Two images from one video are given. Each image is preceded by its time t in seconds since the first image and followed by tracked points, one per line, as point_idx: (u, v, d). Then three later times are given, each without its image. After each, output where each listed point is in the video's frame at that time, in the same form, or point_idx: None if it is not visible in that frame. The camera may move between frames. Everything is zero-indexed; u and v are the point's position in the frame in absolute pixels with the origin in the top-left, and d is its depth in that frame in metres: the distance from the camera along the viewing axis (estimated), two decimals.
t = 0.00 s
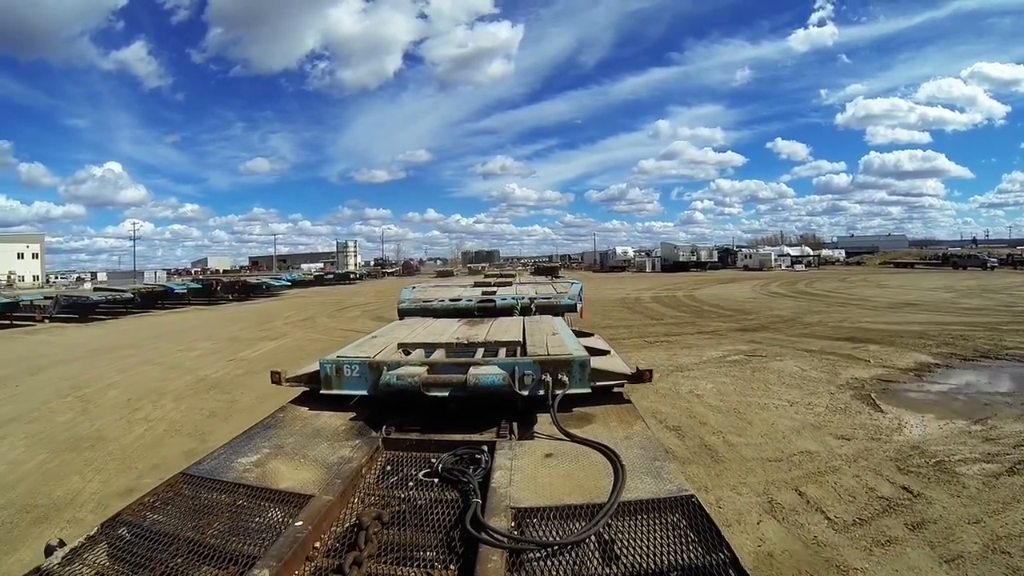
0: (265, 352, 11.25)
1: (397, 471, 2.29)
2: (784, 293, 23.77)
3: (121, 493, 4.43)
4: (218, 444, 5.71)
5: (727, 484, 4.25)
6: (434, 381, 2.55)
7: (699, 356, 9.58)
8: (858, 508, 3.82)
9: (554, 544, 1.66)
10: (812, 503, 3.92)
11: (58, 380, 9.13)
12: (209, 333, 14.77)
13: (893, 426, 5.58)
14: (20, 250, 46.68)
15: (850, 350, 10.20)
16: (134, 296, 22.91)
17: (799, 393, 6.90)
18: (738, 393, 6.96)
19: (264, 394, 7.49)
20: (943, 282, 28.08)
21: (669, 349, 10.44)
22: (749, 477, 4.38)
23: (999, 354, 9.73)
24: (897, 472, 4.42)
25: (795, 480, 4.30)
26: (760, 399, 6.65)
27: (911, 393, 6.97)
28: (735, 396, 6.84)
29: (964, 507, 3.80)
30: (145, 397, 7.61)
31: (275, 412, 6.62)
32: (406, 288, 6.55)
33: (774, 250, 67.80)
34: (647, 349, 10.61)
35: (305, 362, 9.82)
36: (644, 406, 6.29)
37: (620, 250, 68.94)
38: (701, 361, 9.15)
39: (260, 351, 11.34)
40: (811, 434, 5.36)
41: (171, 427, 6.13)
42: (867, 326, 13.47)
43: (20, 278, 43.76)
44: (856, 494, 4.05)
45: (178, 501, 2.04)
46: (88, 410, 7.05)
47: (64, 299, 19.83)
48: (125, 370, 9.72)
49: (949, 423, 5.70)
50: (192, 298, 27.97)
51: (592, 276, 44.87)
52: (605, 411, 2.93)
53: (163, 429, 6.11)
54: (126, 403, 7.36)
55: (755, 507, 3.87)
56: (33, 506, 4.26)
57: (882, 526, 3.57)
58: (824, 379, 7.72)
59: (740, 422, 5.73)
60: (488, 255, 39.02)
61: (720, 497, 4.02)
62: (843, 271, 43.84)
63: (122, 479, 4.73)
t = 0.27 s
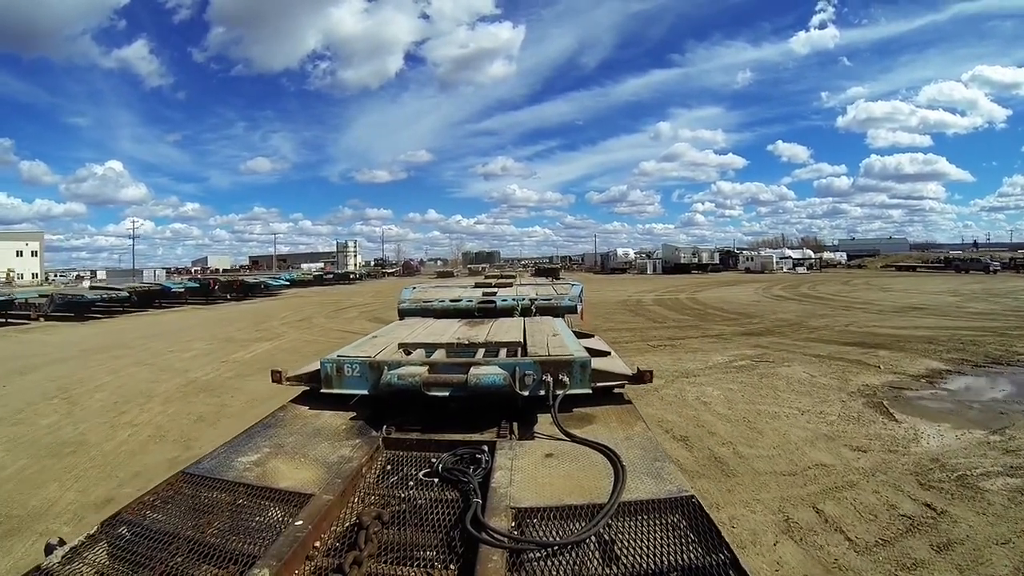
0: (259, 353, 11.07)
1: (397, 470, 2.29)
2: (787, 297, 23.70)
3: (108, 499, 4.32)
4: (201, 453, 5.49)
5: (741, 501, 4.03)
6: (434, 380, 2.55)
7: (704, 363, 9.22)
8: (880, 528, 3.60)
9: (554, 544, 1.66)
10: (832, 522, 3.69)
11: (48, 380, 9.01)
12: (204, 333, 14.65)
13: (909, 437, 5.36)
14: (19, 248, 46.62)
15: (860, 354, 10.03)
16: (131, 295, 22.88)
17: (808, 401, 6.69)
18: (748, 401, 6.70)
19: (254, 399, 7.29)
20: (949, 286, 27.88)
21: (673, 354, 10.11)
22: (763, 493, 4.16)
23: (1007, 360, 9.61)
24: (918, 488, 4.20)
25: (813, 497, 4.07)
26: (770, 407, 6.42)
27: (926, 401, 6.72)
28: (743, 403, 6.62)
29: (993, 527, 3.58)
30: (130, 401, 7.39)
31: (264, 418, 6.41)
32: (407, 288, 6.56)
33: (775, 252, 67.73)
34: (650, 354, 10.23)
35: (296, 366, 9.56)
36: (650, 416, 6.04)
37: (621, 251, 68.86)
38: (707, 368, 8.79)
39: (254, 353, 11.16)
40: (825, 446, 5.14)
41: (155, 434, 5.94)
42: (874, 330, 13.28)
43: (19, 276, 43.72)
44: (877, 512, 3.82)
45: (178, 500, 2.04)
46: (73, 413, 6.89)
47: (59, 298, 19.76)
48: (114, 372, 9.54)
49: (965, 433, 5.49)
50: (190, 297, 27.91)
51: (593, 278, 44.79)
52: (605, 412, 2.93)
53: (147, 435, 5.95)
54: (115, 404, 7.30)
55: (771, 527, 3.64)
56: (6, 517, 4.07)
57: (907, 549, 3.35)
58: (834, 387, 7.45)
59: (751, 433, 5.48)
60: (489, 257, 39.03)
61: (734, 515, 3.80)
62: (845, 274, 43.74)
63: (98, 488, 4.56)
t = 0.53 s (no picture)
0: (252, 354, 10.84)
1: (397, 470, 2.29)
2: (790, 298, 23.63)
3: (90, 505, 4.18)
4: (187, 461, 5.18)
5: (758, 522, 3.72)
6: (434, 380, 2.55)
7: (710, 368, 8.80)
8: (908, 551, 3.31)
9: (553, 543, 1.66)
10: (858, 546, 3.39)
11: (35, 380, 8.82)
12: (197, 333, 14.52)
13: (930, 448, 5.08)
14: (19, 245, 46.58)
15: (871, 358, 9.87)
16: (126, 294, 22.88)
17: (820, 408, 6.41)
18: (759, 409, 6.37)
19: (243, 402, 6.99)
20: (955, 289, 27.63)
21: (678, 357, 9.77)
22: (781, 512, 3.85)
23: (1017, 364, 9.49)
24: (944, 505, 3.93)
25: (834, 516, 3.77)
26: (781, 415, 6.13)
27: (942, 409, 6.46)
28: (753, 410, 6.32)
29: None
30: (114, 405, 7.05)
31: (254, 423, 6.12)
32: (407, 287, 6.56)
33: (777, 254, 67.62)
34: (655, 357, 9.83)
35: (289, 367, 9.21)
36: (656, 425, 5.71)
37: (622, 252, 68.78)
38: (714, 372, 8.41)
39: (247, 353, 10.94)
40: (844, 459, 4.82)
41: (137, 441, 5.62)
42: (883, 333, 13.09)
43: (19, 274, 43.70)
44: (904, 533, 3.52)
45: (178, 500, 2.04)
46: (55, 417, 6.58)
47: (53, 297, 19.83)
48: (101, 372, 9.31)
49: (988, 444, 5.21)
50: (187, 296, 27.88)
51: (594, 278, 44.70)
52: (605, 411, 2.93)
53: (130, 441, 5.63)
54: (102, 405, 7.09)
55: (792, 551, 3.34)
56: None
57: None
58: (847, 393, 7.12)
59: (765, 444, 5.17)
60: (489, 257, 39.02)
61: (752, 539, 3.48)
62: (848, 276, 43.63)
63: (72, 500, 4.25)
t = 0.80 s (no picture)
0: (247, 358, 10.67)
1: (397, 471, 2.29)
2: (793, 299, 23.57)
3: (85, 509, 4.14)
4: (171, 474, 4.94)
5: (774, 541, 3.42)
6: (434, 380, 2.55)
7: (717, 371, 8.57)
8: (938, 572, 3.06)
9: (553, 544, 1.66)
10: (884, 567, 3.12)
11: (25, 386, 8.67)
12: (191, 337, 14.39)
13: (950, 457, 4.83)
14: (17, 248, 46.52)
15: (881, 359, 9.75)
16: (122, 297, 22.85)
17: (832, 413, 6.18)
18: (769, 415, 6.10)
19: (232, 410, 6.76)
20: (959, 288, 27.53)
21: (684, 360, 9.61)
22: (800, 530, 3.56)
23: None
24: (972, 520, 3.65)
25: (855, 534, 3.50)
26: (792, 421, 5.89)
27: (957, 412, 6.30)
28: (763, 416, 6.08)
29: None
30: (98, 413, 6.80)
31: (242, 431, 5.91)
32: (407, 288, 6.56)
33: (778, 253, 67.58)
34: (659, 360, 9.61)
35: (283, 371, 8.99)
36: (662, 433, 5.43)
37: (623, 252, 68.73)
38: (720, 376, 8.15)
39: (241, 357, 10.77)
40: (860, 469, 4.55)
41: (120, 451, 5.39)
42: (890, 334, 12.97)
43: (17, 277, 43.66)
44: (932, 552, 3.26)
45: (177, 501, 2.04)
46: (38, 425, 6.38)
47: (48, 300, 19.85)
48: (90, 378, 9.14)
49: (1009, 452, 4.97)
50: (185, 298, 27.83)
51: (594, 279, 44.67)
52: (605, 412, 2.93)
53: (112, 452, 5.40)
54: (87, 412, 6.92)
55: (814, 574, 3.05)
56: None
57: None
58: (859, 398, 6.89)
59: (778, 454, 4.88)
60: (489, 258, 39.01)
61: (770, 560, 3.19)
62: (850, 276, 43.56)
63: (46, 516, 4.03)
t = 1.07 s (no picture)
0: (239, 361, 10.59)
1: (397, 470, 2.28)
2: (797, 298, 23.51)
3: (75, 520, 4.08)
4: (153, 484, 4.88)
5: (794, 563, 3.29)
6: (434, 379, 2.55)
7: (724, 375, 8.42)
8: None
9: (553, 543, 1.66)
10: None
11: (16, 390, 8.61)
12: (185, 339, 14.30)
13: (972, 467, 4.74)
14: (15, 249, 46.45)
15: (891, 360, 9.65)
16: (118, 298, 22.81)
17: (846, 419, 6.10)
18: (780, 421, 6.01)
19: (219, 417, 6.70)
20: (964, 286, 27.46)
21: (690, 362, 9.52)
22: (820, 551, 3.43)
23: None
24: (1001, 537, 3.54)
25: (879, 555, 3.38)
26: (806, 428, 5.80)
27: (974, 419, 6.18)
28: (776, 422, 5.99)
29: None
30: (82, 420, 6.76)
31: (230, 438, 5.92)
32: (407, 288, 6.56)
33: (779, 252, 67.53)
34: (664, 362, 9.53)
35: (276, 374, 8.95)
36: (670, 442, 5.33)
37: (624, 251, 68.69)
38: (727, 380, 8.08)
39: (233, 360, 10.69)
40: (880, 480, 4.45)
41: (101, 460, 5.35)
42: (896, 334, 12.91)
43: (16, 278, 43.64)
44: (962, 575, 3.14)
45: (178, 501, 2.04)
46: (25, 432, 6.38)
47: (43, 301, 19.83)
48: (81, 381, 9.06)
49: None
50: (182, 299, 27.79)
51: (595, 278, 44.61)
52: (605, 410, 2.93)
53: (93, 461, 5.36)
54: (75, 418, 6.91)
55: None
56: None
57: None
58: (872, 402, 6.82)
59: (793, 464, 4.78)
60: (489, 257, 39.02)
61: None
62: (853, 274, 43.51)
63: (23, 529, 3.99)
